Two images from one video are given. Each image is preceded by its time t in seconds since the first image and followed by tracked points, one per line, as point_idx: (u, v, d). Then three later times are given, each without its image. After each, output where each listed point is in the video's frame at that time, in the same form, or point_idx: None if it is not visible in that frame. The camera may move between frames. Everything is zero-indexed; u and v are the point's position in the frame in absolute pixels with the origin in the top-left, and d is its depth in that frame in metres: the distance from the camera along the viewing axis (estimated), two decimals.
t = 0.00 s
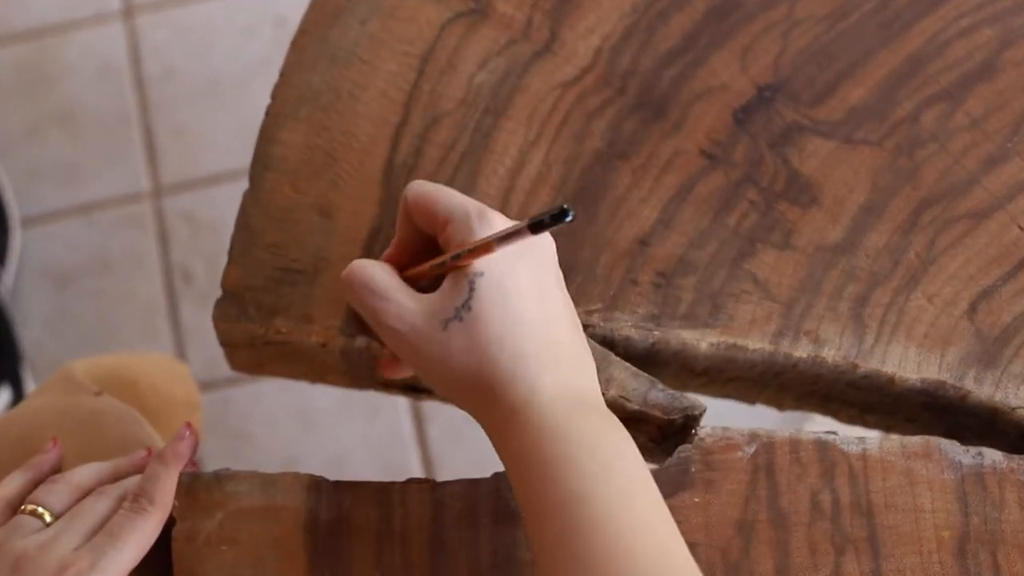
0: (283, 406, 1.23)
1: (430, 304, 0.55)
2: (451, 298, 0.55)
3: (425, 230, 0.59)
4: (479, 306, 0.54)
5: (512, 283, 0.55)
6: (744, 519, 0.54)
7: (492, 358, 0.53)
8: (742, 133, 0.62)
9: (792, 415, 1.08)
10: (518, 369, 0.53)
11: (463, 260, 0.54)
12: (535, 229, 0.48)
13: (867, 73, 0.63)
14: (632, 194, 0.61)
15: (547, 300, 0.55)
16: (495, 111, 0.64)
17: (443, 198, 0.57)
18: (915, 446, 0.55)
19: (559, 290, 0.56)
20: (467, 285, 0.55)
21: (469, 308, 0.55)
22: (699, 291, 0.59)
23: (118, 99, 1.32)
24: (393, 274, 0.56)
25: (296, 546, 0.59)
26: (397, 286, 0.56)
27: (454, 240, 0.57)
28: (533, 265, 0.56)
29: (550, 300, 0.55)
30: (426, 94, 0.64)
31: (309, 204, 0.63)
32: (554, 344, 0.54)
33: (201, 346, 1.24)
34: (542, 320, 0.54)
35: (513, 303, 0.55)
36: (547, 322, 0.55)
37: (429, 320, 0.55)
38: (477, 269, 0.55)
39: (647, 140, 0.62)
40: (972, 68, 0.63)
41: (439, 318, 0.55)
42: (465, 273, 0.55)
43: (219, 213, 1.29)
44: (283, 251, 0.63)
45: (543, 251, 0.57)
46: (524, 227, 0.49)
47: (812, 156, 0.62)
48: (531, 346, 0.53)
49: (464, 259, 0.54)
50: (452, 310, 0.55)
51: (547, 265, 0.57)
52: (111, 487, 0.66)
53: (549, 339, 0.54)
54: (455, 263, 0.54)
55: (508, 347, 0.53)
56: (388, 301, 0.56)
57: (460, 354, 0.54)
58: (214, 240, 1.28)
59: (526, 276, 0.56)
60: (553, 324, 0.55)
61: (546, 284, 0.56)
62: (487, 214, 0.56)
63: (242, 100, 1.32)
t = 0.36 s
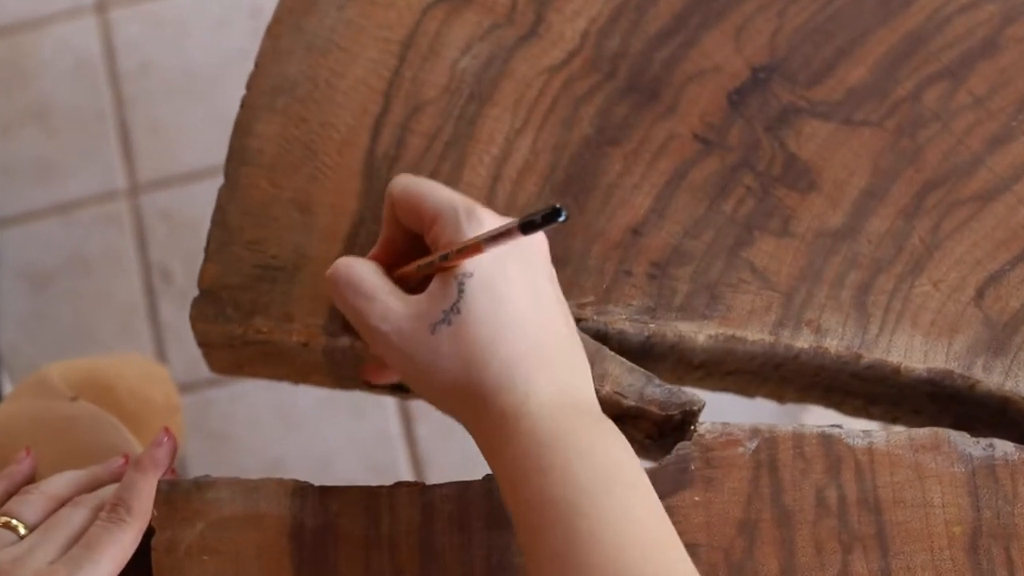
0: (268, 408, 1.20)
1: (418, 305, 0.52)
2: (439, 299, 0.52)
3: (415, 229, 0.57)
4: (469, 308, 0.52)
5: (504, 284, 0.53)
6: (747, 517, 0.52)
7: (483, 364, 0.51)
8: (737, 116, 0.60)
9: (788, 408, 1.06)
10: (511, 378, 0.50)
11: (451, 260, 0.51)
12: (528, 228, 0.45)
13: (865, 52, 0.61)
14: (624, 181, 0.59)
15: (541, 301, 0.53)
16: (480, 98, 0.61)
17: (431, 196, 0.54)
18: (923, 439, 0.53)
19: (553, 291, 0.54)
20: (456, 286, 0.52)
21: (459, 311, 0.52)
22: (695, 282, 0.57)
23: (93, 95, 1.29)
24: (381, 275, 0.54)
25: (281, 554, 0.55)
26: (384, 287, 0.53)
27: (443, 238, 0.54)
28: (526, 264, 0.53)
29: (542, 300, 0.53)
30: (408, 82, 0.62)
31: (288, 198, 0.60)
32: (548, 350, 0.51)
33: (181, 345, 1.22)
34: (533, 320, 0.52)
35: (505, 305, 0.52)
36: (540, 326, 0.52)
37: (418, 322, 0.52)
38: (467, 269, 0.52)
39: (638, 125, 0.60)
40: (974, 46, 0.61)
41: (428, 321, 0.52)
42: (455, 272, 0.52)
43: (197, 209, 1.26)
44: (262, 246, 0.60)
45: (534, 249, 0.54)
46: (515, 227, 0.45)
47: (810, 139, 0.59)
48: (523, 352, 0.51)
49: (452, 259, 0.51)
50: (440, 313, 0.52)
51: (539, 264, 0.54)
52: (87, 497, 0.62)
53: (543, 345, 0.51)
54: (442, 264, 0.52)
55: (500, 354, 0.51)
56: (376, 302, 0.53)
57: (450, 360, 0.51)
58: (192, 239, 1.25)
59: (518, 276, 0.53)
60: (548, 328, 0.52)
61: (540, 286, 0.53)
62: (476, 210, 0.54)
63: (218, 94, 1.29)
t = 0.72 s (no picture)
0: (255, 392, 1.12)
1: (363, 444, 0.49)
2: (387, 440, 0.49)
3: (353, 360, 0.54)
4: (418, 450, 0.49)
5: (453, 424, 0.50)
6: (745, 510, 0.51)
7: (435, 515, 0.48)
8: (736, 96, 0.58)
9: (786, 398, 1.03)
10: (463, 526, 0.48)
11: (397, 396, 0.47)
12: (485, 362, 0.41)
13: (870, 30, 0.59)
14: (620, 162, 0.57)
15: (491, 446, 0.51)
16: (471, 76, 0.59)
17: (374, 327, 0.51)
18: (928, 431, 0.52)
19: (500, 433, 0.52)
20: (404, 426, 0.49)
21: (407, 453, 0.49)
22: (693, 267, 0.54)
23: (76, 71, 1.19)
24: (321, 412, 0.50)
25: (264, 546, 0.53)
26: (327, 425, 0.49)
27: (387, 373, 0.51)
28: (474, 406, 0.51)
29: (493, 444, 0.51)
30: (396, 59, 0.59)
31: (271, 178, 0.58)
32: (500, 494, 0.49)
33: (167, 331, 1.13)
34: (484, 467, 0.50)
35: (454, 448, 0.49)
36: (489, 472, 0.50)
37: (363, 465, 0.49)
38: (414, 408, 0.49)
39: (635, 104, 0.58)
40: (981, 24, 0.59)
41: (374, 463, 0.49)
42: (400, 410, 0.49)
43: (184, 189, 1.17)
44: (244, 229, 0.57)
45: (484, 386, 0.52)
46: (468, 361, 0.42)
47: (812, 120, 0.57)
48: (477, 501, 0.49)
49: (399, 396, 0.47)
50: (387, 454, 0.49)
51: (486, 401, 0.52)
52: (64, 487, 0.59)
53: (495, 487, 0.49)
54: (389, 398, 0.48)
55: (450, 502, 0.48)
56: (319, 441, 0.49)
57: (397, 506, 0.48)
58: (180, 219, 1.16)
59: (468, 416, 0.51)
60: (497, 472, 0.50)
61: (488, 427, 0.51)
62: (421, 344, 0.51)
63: (206, 71, 1.20)
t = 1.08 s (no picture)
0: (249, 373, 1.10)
1: (331, 488, 0.47)
2: (355, 484, 0.47)
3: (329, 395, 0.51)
4: (387, 498, 0.46)
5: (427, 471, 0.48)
6: (747, 486, 0.50)
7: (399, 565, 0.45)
8: (733, 61, 0.56)
9: (786, 369, 1.05)
10: None
11: (367, 443, 0.45)
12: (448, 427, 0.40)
13: None
14: (615, 131, 0.55)
15: (467, 493, 0.48)
16: (461, 44, 0.57)
17: (347, 362, 0.49)
18: (932, 402, 0.51)
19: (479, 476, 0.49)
20: (373, 472, 0.47)
21: (374, 501, 0.46)
22: (691, 237, 0.53)
23: (62, 48, 1.15)
24: (292, 446, 0.48)
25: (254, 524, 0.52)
26: (295, 462, 0.47)
27: (358, 411, 0.49)
28: (450, 457, 0.49)
29: (468, 496, 0.48)
30: (383, 26, 0.57)
31: (258, 151, 0.56)
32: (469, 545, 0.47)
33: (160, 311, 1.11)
34: (456, 521, 0.47)
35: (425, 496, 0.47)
36: (461, 522, 0.47)
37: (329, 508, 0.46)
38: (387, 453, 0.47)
39: (629, 71, 0.56)
40: None
41: (339, 508, 0.46)
42: (370, 455, 0.47)
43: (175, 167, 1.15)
44: (231, 203, 0.55)
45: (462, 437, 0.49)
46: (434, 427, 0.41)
47: (811, 85, 0.56)
48: (445, 556, 0.46)
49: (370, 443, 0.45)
50: (354, 500, 0.46)
51: (463, 451, 0.49)
52: (51, 469, 0.56)
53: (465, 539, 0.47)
54: (359, 443, 0.46)
55: (415, 558, 0.46)
56: (286, 478, 0.47)
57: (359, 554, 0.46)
58: (172, 199, 1.15)
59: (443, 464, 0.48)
60: (470, 520, 0.47)
61: (464, 473, 0.48)
62: (396, 384, 0.48)
63: (196, 48, 1.18)
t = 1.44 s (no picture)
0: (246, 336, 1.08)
1: None
2: None
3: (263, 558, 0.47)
4: None
5: None
6: (749, 445, 0.49)
7: None
8: (734, 16, 0.55)
9: (789, 330, 1.04)
10: None
11: None
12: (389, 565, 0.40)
13: None
14: (614, 87, 0.54)
15: None
16: None
17: (277, 521, 0.45)
18: (937, 360, 0.50)
19: None
20: None
21: None
22: (692, 194, 0.52)
23: (59, 13, 1.15)
24: None
25: (251, 491, 0.50)
26: None
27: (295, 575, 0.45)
28: None
29: None
30: None
31: (253, 108, 0.55)
32: None
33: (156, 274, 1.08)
34: None
35: None
36: None
37: None
38: None
39: (629, 27, 0.55)
40: None
41: None
42: None
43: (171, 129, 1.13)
44: (226, 160, 0.54)
45: None
46: (373, 566, 0.40)
47: (814, 41, 0.55)
48: None
49: None
50: None
51: None
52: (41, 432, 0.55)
53: None
54: None
55: None
56: None
57: None
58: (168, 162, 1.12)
59: None
60: None
61: None
62: (330, 538, 0.45)
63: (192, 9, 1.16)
